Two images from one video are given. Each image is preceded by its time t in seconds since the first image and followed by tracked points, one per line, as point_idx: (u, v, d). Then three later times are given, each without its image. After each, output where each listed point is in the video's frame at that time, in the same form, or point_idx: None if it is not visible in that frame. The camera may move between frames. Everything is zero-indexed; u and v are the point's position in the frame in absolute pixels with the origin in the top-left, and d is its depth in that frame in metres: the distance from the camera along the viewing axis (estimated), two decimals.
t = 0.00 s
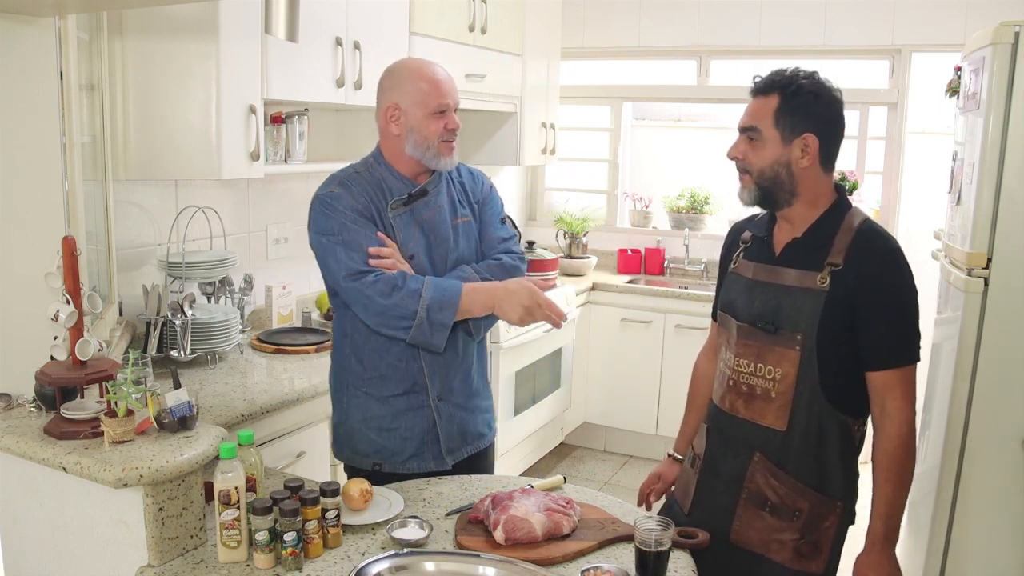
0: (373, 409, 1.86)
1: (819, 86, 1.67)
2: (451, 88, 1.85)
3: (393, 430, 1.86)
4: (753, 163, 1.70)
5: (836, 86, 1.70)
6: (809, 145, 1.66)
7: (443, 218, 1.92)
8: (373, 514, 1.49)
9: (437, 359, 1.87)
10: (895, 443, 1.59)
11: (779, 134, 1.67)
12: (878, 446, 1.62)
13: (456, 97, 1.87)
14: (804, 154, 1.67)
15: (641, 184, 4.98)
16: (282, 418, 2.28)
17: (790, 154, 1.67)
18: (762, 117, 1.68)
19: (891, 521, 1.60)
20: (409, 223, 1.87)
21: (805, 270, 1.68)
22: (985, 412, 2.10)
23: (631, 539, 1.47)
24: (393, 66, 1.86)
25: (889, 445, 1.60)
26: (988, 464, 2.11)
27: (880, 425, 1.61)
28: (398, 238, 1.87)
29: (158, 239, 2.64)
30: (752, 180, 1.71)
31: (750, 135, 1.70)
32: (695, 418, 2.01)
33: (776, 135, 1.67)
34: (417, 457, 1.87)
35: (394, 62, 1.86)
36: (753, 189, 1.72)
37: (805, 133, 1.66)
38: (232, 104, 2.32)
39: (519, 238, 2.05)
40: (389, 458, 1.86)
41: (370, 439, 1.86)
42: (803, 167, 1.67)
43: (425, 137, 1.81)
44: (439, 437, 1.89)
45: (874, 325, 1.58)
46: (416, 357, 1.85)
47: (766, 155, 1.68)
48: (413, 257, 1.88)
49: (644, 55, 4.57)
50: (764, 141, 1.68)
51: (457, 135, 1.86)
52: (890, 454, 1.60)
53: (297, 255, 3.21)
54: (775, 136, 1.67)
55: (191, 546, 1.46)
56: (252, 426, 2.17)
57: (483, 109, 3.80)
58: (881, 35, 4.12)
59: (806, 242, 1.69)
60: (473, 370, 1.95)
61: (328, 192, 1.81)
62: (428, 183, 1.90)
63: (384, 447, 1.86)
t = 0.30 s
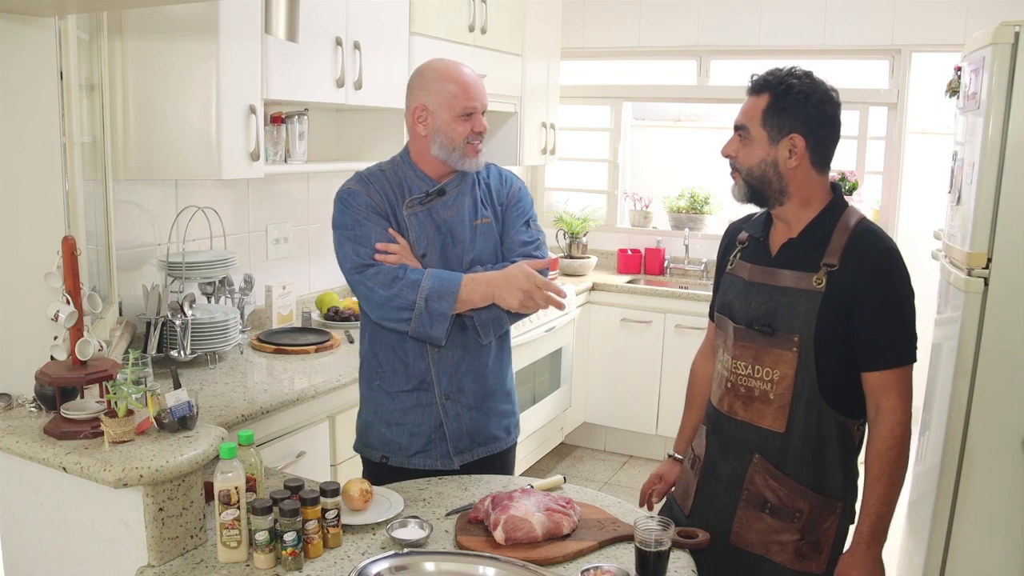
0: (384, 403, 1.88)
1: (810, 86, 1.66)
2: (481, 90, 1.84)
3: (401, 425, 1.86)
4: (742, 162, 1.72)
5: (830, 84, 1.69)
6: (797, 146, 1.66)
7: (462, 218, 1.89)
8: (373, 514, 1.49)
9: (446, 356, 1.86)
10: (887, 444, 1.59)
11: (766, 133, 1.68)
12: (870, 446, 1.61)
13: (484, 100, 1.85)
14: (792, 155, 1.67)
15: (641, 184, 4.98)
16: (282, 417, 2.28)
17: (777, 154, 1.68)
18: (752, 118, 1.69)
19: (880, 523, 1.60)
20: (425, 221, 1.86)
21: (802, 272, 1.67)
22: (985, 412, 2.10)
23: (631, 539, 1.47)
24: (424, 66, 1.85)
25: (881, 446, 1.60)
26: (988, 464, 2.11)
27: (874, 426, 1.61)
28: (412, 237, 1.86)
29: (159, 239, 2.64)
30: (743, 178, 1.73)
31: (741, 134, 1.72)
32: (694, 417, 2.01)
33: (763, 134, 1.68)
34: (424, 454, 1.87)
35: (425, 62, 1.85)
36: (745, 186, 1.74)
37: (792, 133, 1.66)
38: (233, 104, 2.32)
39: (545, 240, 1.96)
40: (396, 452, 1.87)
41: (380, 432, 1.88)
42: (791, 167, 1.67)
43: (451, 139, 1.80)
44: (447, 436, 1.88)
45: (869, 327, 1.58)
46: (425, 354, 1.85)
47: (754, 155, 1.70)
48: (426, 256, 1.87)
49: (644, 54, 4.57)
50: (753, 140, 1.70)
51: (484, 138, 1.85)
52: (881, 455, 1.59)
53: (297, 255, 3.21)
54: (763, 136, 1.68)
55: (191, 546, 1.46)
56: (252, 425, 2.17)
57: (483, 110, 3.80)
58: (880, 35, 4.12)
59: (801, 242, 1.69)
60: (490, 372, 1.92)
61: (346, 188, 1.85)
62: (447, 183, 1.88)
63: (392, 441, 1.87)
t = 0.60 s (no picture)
0: (396, 404, 1.89)
1: (808, 86, 1.66)
2: (497, 96, 1.82)
3: (412, 426, 1.87)
4: (742, 163, 1.72)
5: (827, 84, 1.69)
6: (795, 145, 1.66)
7: (474, 223, 1.89)
8: (373, 514, 1.49)
9: (457, 362, 1.86)
10: (884, 446, 1.59)
11: (765, 134, 1.68)
12: (867, 448, 1.61)
13: (501, 108, 1.83)
14: (790, 155, 1.67)
15: (641, 184, 4.98)
16: (282, 418, 2.28)
17: (776, 154, 1.68)
18: (750, 118, 1.69)
19: (875, 526, 1.60)
20: (436, 226, 1.86)
21: (800, 273, 1.67)
22: (985, 412, 2.10)
23: (631, 539, 1.47)
24: (444, 70, 1.84)
25: (877, 449, 1.59)
26: (988, 464, 2.11)
27: (871, 427, 1.61)
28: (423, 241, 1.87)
29: (158, 239, 2.64)
30: (744, 179, 1.73)
31: (740, 135, 1.72)
32: (694, 417, 2.00)
33: (763, 135, 1.68)
34: (434, 455, 1.87)
35: (444, 66, 1.84)
36: (746, 188, 1.74)
37: (790, 133, 1.66)
38: (233, 104, 2.32)
39: (558, 246, 1.94)
40: (407, 452, 1.87)
41: (392, 431, 1.89)
42: (789, 168, 1.67)
43: (466, 145, 1.80)
44: (457, 438, 1.87)
45: (866, 327, 1.58)
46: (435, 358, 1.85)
47: (754, 155, 1.70)
48: (437, 261, 1.87)
49: (644, 54, 4.57)
50: (751, 140, 1.70)
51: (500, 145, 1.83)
52: (878, 457, 1.59)
53: (297, 255, 3.21)
54: (761, 136, 1.68)
55: (190, 546, 1.46)
56: (252, 426, 2.17)
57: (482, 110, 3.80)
58: (881, 35, 4.12)
59: (799, 243, 1.69)
60: (501, 377, 1.90)
61: (360, 191, 1.87)
62: (459, 187, 1.88)
63: (403, 441, 1.88)
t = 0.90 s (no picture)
0: (396, 406, 1.88)
1: (809, 86, 1.66)
2: (494, 93, 1.83)
3: (413, 428, 1.87)
4: (744, 164, 1.72)
5: (828, 84, 1.69)
6: (797, 146, 1.66)
7: (474, 222, 1.89)
8: (373, 514, 1.49)
9: (459, 363, 1.86)
10: (885, 448, 1.59)
11: (766, 135, 1.68)
12: (868, 449, 1.61)
13: (498, 104, 1.84)
14: (792, 155, 1.67)
15: (641, 184, 4.98)
16: (282, 418, 2.28)
17: (777, 154, 1.68)
18: (751, 119, 1.69)
19: (876, 526, 1.60)
20: (436, 225, 1.86)
21: (801, 273, 1.68)
22: (985, 412, 2.10)
23: (631, 539, 1.47)
24: (439, 68, 1.85)
25: (878, 450, 1.60)
26: (988, 464, 2.11)
27: (872, 428, 1.61)
28: (423, 241, 1.86)
29: (158, 239, 2.64)
30: (745, 180, 1.73)
31: (740, 136, 1.72)
32: (694, 417, 2.01)
33: (763, 136, 1.68)
34: (436, 456, 1.87)
35: (440, 64, 1.85)
36: (747, 189, 1.74)
37: (792, 133, 1.66)
38: (233, 104, 2.32)
39: (557, 245, 1.96)
40: (408, 454, 1.87)
41: (393, 434, 1.89)
42: (791, 168, 1.67)
43: (465, 143, 1.80)
44: (459, 439, 1.88)
45: (867, 327, 1.58)
46: (436, 360, 1.85)
47: (755, 156, 1.70)
48: (438, 261, 1.87)
49: (644, 54, 4.57)
50: (752, 141, 1.70)
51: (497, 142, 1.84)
52: (880, 458, 1.59)
53: (297, 255, 3.21)
54: (762, 137, 1.68)
55: (191, 546, 1.46)
56: (253, 426, 2.17)
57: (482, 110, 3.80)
58: (881, 35, 4.12)
59: (800, 243, 1.69)
60: (502, 376, 1.91)
61: (358, 191, 1.85)
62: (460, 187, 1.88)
63: (405, 443, 1.87)
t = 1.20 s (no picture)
0: (383, 398, 1.87)
1: (810, 87, 1.66)
2: (477, 87, 1.84)
3: (399, 422, 1.86)
4: (746, 164, 1.72)
5: (828, 84, 1.69)
6: (798, 146, 1.66)
7: (466, 216, 1.89)
8: (373, 514, 1.49)
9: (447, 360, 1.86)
10: (885, 448, 1.59)
11: (767, 135, 1.68)
12: (870, 449, 1.61)
13: (482, 98, 1.85)
14: (795, 157, 1.67)
15: (641, 184, 4.98)
16: (282, 418, 2.28)
17: (779, 155, 1.68)
18: (752, 119, 1.69)
19: (877, 527, 1.60)
20: (428, 218, 1.85)
21: (802, 273, 1.68)
22: (985, 412, 2.10)
23: (631, 539, 1.47)
24: (422, 64, 1.85)
25: (879, 450, 1.60)
26: (988, 464, 2.11)
27: (873, 428, 1.61)
28: (416, 234, 1.85)
29: (158, 239, 2.64)
30: (746, 180, 1.73)
31: (740, 136, 1.72)
32: (691, 418, 2.01)
33: (763, 136, 1.68)
34: (421, 451, 1.87)
35: (423, 60, 1.85)
36: (748, 189, 1.74)
37: (794, 134, 1.66)
38: (232, 104, 2.32)
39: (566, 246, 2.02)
40: (393, 448, 1.87)
41: (378, 427, 1.88)
42: (793, 169, 1.67)
43: (449, 138, 1.81)
44: (444, 435, 1.88)
45: (868, 327, 1.58)
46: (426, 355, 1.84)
47: (755, 156, 1.70)
48: (429, 254, 1.86)
49: (644, 54, 4.57)
50: (753, 142, 1.70)
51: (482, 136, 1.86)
52: (881, 458, 1.60)
53: (297, 255, 3.21)
54: (763, 138, 1.68)
55: (191, 546, 1.46)
56: (253, 426, 2.16)
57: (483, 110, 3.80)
58: (881, 35, 4.12)
59: (802, 243, 1.69)
60: (490, 375, 1.91)
61: (349, 178, 1.80)
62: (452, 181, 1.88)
63: (390, 437, 1.87)
